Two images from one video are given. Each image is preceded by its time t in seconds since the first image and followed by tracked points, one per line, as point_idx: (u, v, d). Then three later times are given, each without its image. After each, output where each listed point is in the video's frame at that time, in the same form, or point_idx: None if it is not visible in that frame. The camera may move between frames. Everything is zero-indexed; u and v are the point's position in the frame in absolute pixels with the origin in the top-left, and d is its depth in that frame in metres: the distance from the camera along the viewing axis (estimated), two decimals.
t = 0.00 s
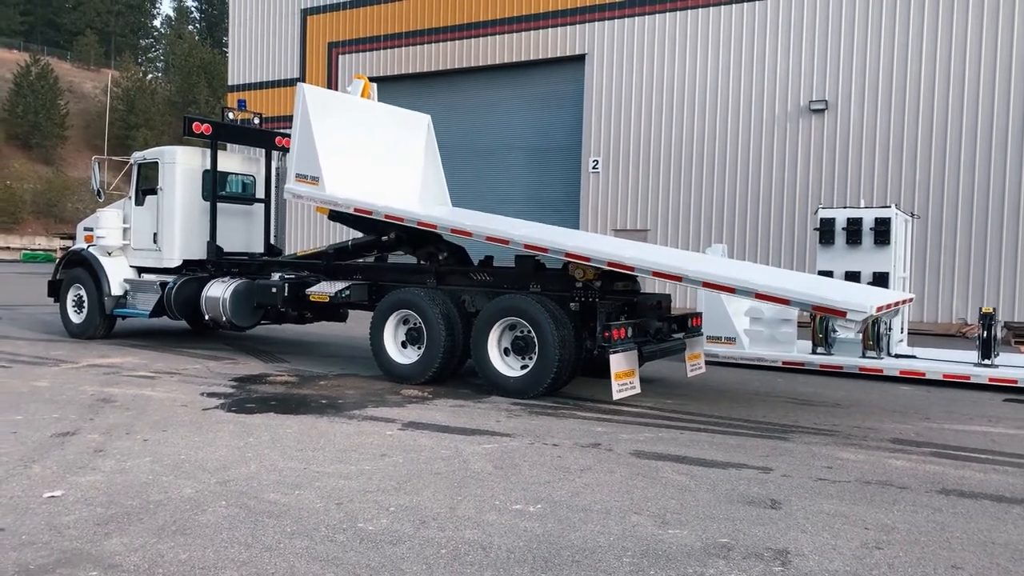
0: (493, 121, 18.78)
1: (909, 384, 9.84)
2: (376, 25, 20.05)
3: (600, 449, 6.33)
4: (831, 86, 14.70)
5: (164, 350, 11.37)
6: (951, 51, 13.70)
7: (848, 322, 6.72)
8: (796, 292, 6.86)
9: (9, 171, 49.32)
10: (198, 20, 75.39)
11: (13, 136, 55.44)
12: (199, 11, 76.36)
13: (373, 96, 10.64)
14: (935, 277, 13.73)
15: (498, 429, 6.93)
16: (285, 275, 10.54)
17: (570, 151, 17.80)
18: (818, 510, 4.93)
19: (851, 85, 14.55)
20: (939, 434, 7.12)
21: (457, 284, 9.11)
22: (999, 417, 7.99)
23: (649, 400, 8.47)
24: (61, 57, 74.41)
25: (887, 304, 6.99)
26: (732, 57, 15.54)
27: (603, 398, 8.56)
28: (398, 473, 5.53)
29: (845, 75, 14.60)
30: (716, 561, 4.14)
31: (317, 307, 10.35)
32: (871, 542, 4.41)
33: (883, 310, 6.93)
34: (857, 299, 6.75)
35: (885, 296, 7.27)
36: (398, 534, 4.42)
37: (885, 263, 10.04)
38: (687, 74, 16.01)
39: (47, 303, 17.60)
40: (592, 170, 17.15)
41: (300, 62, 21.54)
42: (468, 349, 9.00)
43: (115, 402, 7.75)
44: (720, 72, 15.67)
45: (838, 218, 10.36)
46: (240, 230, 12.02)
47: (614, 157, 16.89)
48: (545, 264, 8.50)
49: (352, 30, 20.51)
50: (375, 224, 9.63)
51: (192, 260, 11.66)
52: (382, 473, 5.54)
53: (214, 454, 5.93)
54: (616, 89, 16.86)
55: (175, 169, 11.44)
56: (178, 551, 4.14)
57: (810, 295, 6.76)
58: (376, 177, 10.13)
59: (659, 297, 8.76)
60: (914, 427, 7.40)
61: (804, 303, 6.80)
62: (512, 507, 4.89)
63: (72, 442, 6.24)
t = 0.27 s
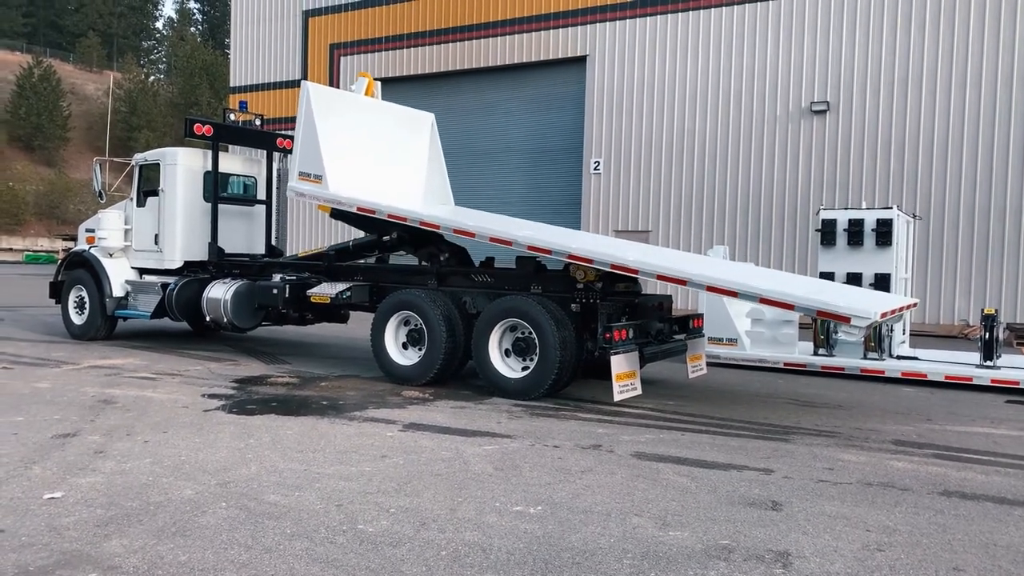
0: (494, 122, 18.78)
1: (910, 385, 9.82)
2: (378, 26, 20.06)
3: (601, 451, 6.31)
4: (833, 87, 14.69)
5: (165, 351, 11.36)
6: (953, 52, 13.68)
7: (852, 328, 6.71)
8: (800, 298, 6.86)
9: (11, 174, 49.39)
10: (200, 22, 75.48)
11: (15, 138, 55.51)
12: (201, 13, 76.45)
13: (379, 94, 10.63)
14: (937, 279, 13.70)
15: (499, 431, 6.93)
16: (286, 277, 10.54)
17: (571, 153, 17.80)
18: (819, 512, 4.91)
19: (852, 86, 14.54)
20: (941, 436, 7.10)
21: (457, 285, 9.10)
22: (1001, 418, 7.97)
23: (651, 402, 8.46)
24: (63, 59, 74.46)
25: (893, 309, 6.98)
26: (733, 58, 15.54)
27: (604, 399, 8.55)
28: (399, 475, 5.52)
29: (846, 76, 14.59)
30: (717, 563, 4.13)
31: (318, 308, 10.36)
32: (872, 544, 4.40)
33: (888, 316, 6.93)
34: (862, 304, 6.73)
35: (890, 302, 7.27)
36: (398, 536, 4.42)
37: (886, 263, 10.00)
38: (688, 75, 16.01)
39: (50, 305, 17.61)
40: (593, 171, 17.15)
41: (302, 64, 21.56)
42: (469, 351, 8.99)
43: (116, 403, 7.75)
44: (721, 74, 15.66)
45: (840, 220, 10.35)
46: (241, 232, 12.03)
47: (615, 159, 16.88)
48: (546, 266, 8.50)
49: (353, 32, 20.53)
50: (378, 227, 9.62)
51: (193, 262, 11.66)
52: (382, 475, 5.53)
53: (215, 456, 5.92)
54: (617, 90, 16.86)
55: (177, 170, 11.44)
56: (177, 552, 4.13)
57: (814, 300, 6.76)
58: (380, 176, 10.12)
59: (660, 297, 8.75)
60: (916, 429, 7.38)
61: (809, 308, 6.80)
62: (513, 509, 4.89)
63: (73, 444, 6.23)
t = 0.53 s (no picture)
0: (495, 124, 18.80)
1: (912, 387, 9.81)
2: (379, 28, 20.07)
3: (602, 452, 6.31)
4: (834, 88, 14.68)
5: (166, 352, 11.37)
6: (955, 53, 13.67)
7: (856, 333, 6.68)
8: (804, 303, 6.84)
9: (13, 175, 49.44)
10: (201, 23, 75.54)
11: (16, 139, 55.56)
12: (202, 14, 76.51)
13: (383, 92, 10.64)
14: (939, 280, 13.68)
15: (499, 432, 6.92)
16: (287, 278, 10.55)
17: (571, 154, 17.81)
18: (820, 513, 4.91)
19: (853, 87, 14.53)
20: (942, 437, 7.09)
21: (458, 286, 9.10)
22: (1003, 420, 7.96)
23: (652, 403, 8.46)
24: (64, 60, 74.48)
25: (897, 315, 6.96)
26: (734, 60, 15.53)
27: (605, 400, 8.54)
28: (400, 476, 5.52)
29: (847, 77, 14.58)
30: (718, 564, 4.13)
31: (319, 309, 10.38)
32: (874, 546, 4.39)
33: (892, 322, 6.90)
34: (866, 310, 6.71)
35: (894, 308, 7.25)
36: (399, 537, 4.41)
37: (888, 265, 9.99)
38: (689, 77, 16.01)
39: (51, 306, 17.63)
40: (595, 172, 17.15)
41: (303, 65, 21.57)
42: (469, 352, 8.99)
43: (117, 404, 7.75)
44: (723, 75, 15.65)
45: (841, 221, 10.34)
46: (242, 233, 12.04)
47: (616, 160, 16.89)
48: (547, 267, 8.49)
49: (354, 33, 20.54)
50: (381, 228, 9.59)
51: (194, 263, 11.67)
52: (383, 476, 5.53)
53: (216, 457, 5.92)
54: (618, 91, 16.86)
55: (178, 172, 11.45)
56: (178, 554, 4.13)
57: (818, 306, 6.74)
58: (384, 175, 10.10)
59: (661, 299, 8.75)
60: (918, 430, 7.37)
61: (812, 313, 6.79)
62: (513, 510, 4.88)
63: (74, 445, 6.23)
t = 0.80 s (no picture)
0: (496, 125, 18.82)
1: (913, 388, 9.80)
2: (380, 29, 20.08)
3: (604, 453, 6.31)
4: (835, 90, 14.67)
5: (167, 353, 11.37)
6: (956, 53, 13.67)
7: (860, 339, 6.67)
8: (808, 308, 6.84)
9: (14, 176, 49.47)
10: (202, 25, 75.58)
11: (18, 141, 55.61)
12: (203, 16, 76.56)
13: (386, 91, 10.62)
14: (940, 281, 13.67)
15: (501, 433, 6.92)
16: (289, 280, 10.57)
17: (572, 156, 17.84)
18: (822, 515, 4.91)
19: (854, 88, 14.53)
20: (944, 439, 7.08)
21: (460, 287, 9.10)
22: (1004, 421, 7.96)
23: (653, 404, 8.45)
24: (66, 62, 74.52)
25: (901, 321, 6.96)
26: (735, 61, 15.54)
27: (606, 402, 8.54)
28: (401, 477, 5.52)
29: (848, 78, 14.57)
30: (719, 566, 4.12)
31: (320, 311, 10.40)
32: (876, 547, 4.39)
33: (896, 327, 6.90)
34: (870, 315, 6.71)
35: (898, 313, 7.24)
36: (401, 538, 4.41)
37: (889, 266, 9.99)
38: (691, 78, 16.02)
39: (52, 307, 17.64)
40: (596, 174, 17.16)
41: (304, 67, 21.59)
42: (471, 353, 8.99)
43: (118, 406, 7.75)
44: (724, 76, 15.66)
45: (842, 222, 10.33)
46: (244, 234, 12.04)
47: (617, 161, 16.89)
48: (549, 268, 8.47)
49: (355, 35, 20.56)
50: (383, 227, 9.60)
51: (195, 264, 11.67)
52: (384, 477, 5.53)
53: (218, 458, 5.93)
54: (619, 92, 16.85)
55: (179, 173, 11.45)
56: (180, 555, 4.13)
57: (821, 311, 6.74)
58: (387, 174, 10.10)
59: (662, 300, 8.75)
60: (919, 431, 7.37)
61: (816, 318, 6.78)
62: (514, 511, 4.88)
63: (75, 447, 6.23)
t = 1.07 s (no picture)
0: (498, 127, 18.83)
1: (916, 390, 9.78)
2: (382, 30, 20.11)
3: (607, 455, 6.31)
4: (837, 90, 14.65)
5: (170, 355, 11.38)
6: (959, 54, 13.65)
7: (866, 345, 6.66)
8: (814, 313, 6.83)
9: (17, 178, 49.54)
10: (205, 27, 75.70)
11: (21, 142, 55.71)
12: (206, 17, 76.69)
13: (392, 89, 10.61)
14: (943, 282, 13.64)
15: (504, 435, 6.92)
16: (291, 281, 10.59)
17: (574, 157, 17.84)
18: (826, 516, 4.90)
19: (856, 89, 14.51)
20: (947, 440, 7.07)
21: (462, 288, 9.09)
22: (1008, 422, 7.94)
23: (656, 406, 8.45)
24: (68, 63, 74.65)
25: (907, 327, 6.94)
26: (736, 62, 15.54)
27: (609, 403, 8.54)
28: (405, 479, 5.52)
29: (850, 79, 14.55)
30: (723, 567, 4.12)
31: (321, 311, 10.43)
32: (879, 549, 4.38)
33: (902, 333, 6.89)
34: (876, 321, 6.71)
35: (904, 318, 7.23)
36: (404, 540, 4.41)
37: (892, 267, 9.99)
38: (693, 79, 16.01)
39: (55, 309, 17.66)
40: (598, 175, 17.16)
41: (307, 68, 21.61)
42: (473, 354, 8.99)
43: (121, 407, 7.76)
44: (725, 78, 15.65)
45: (845, 223, 10.32)
46: (247, 236, 12.06)
47: (619, 163, 16.89)
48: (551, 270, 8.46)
49: (358, 36, 20.58)
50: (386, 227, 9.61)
51: (198, 266, 11.68)
52: (387, 479, 5.53)
53: (221, 459, 5.93)
54: (621, 93, 16.85)
55: (182, 175, 11.45)
56: (184, 556, 4.14)
57: (828, 316, 6.73)
58: (392, 174, 10.10)
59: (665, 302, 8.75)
60: (922, 433, 7.36)
61: (822, 323, 6.77)
62: (517, 513, 4.88)
63: (79, 448, 6.24)
